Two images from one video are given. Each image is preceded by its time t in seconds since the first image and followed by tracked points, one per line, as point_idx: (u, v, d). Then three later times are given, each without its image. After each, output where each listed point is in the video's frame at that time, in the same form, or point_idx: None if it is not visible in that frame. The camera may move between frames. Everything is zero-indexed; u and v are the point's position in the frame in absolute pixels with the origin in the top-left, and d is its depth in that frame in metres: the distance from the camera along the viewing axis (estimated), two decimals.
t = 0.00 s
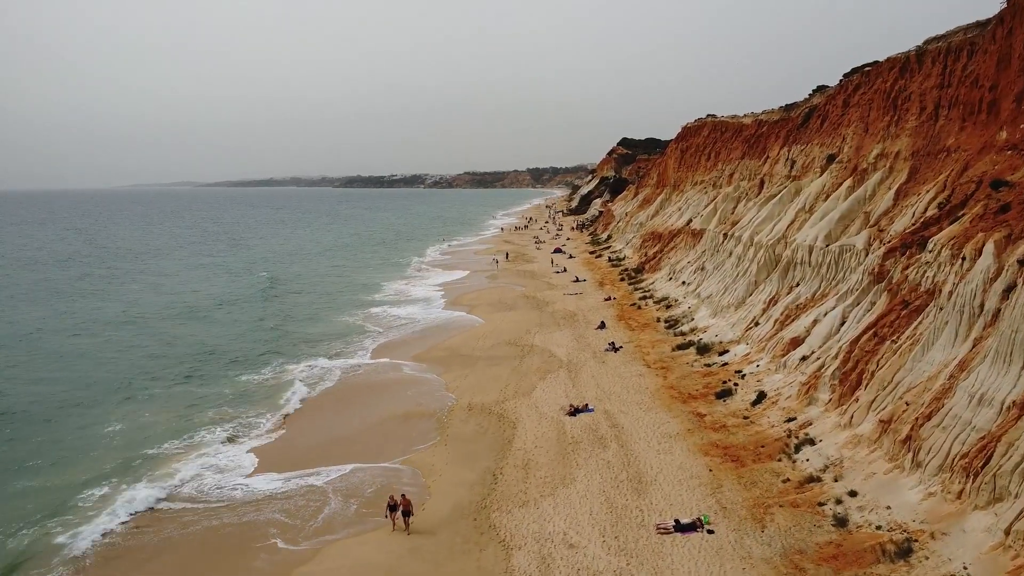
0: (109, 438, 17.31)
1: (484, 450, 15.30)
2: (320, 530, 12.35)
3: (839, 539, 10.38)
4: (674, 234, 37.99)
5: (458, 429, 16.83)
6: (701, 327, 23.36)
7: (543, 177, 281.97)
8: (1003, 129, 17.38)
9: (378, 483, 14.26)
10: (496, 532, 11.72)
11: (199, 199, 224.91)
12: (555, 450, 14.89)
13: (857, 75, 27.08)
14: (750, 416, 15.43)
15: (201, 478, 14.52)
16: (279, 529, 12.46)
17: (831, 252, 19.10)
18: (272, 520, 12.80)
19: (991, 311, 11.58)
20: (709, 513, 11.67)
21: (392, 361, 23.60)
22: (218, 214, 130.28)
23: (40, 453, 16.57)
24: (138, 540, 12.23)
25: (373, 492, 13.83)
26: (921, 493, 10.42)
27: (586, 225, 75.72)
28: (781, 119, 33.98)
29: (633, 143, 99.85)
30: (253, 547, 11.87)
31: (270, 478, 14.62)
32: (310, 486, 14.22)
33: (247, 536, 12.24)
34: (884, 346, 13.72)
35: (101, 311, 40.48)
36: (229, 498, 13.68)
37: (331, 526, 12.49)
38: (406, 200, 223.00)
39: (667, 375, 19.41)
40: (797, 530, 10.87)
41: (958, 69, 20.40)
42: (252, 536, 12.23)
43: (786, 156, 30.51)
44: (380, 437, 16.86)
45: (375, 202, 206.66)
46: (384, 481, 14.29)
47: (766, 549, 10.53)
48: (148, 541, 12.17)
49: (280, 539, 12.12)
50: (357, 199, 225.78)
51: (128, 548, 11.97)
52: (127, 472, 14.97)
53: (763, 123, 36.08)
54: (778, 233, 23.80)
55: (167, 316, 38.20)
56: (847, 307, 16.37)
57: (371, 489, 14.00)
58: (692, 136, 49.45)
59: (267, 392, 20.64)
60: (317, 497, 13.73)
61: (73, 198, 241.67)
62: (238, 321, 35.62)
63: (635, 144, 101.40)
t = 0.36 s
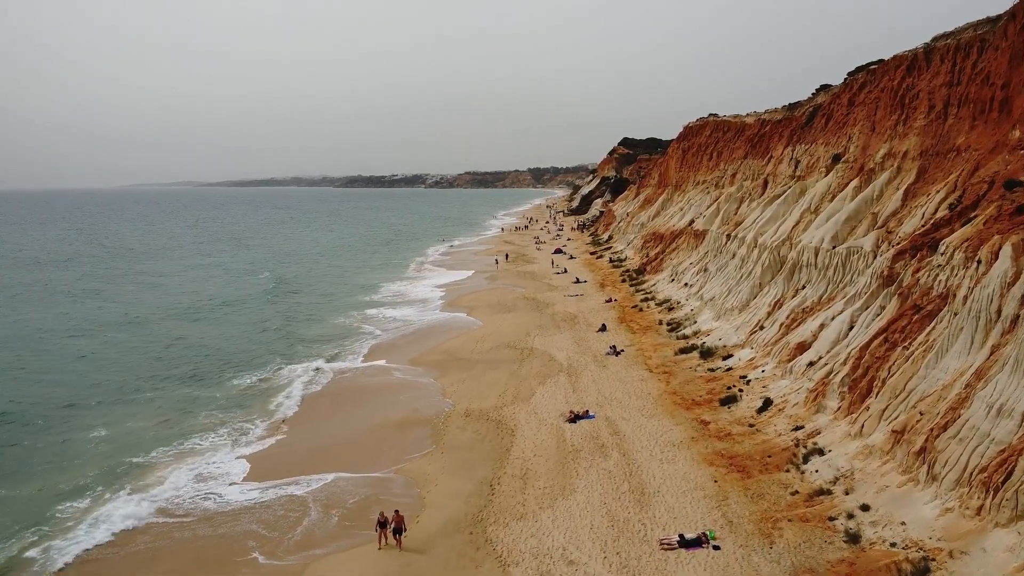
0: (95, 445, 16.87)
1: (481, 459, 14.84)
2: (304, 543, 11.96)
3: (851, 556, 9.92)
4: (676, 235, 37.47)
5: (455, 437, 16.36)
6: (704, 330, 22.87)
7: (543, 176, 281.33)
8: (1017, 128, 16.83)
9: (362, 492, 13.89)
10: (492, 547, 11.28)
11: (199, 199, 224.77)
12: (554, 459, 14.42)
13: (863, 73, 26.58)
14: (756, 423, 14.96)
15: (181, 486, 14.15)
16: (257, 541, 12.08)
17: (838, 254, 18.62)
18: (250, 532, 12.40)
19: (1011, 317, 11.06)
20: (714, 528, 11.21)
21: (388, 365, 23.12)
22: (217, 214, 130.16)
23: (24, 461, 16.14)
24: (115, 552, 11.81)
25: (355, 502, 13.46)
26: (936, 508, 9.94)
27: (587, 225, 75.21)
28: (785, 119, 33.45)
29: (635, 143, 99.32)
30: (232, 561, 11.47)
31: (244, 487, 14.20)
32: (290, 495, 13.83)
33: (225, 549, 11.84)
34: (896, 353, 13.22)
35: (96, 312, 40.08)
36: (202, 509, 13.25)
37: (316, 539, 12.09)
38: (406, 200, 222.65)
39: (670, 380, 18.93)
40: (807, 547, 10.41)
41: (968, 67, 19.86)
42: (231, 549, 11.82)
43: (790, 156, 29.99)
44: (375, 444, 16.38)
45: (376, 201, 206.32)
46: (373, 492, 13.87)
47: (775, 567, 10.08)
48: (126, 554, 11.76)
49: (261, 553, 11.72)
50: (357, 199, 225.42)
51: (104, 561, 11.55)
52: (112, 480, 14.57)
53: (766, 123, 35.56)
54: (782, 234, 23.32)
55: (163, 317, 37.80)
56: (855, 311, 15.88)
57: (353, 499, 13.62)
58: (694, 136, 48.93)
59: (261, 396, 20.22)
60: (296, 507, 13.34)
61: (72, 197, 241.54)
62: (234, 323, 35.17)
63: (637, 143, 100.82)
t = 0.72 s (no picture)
0: (78, 452, 16.38)
1: (478, 469, 14.32)
2: (283, 560, 11.52)
3: None
4: (678, 236, 36.92)
5: (451, 446, 15.83)
6: (708, 334, 22.32)
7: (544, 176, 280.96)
8: None
9: (341, 504, 13.45)
10: (489, 565, 10.79)
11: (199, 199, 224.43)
12: (554, 470, 13.91)
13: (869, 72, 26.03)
14: (762, 432, 14.45)
15: (158, 497, 13.69)
16: (232, 556, 11.64)
17: (846, 256, 18.11)
18: (224, 546, 11.97)
19: None
20: (722, 546, 10.71)
21: (383, 369, 22.61)
22: (218, 214, 129.96)
23: (5, 468, 15.66)
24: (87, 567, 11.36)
25: (334, 514, 13.03)
26: (955, 526, 9.43)
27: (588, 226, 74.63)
28: (788, 118, 32.90)
29: (636, 143, 98.74)
30: None
31: (213, 498, 13.70)
32: (265, 507, 13.36)
33: (199, 565, 11.41)
34: (909, 360, 12.68)
35: (90, 312, 39.61)
36: (168, 522, 12.76)
37: (295, 555, 11.67)
38: (407, 200, 222.12)
39: (673, 386, 18.40)
40: (819, 567, 9.92)
41: (979, 64, 19.31)
42: (205, 564, 11.39)
43: (794, 155, 29.44)
44: (368, 454, 15.85)
45: (376, 201, 206.10)
46: (355, 504, 13.42)
47: None
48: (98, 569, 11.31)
49: (236, 569, 11.30)
50: (357, 199, 224.91)
51: None
52: (94, 490, 14.11)
53: (769, 122, 35.01)
54: (788, 235, 22.79)
55: (158, 317, 37.32)
56: (865, 315, 15.35)
57: (332, 511, 13.18)
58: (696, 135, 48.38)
59: (253, 401, 19.72)
60: (271, 519, 12.89)
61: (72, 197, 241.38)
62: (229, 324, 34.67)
63: (639, 143, 100.24)
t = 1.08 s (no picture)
0: (62, 461, 15.90)
1: (476, 481, 13.83)
2: None
3: None
4: (680, 237, 36.41)
5: (448, 455, 15.34)
6: (712, 338, 21.81)
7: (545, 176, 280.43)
8: None
9: (321, 518, 12.97)
10: None
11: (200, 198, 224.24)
12: (554, 481, 13.41)
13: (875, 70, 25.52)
14: (770, 442, 13.94)
15: (139, 508, 13.26)
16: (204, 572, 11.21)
17: (855, 259, 17.59)
18: (195, 561, 11.56)
19: None
20: (731, 566, 10.25)
21: (380, 373, 22.13)
22: (217, 214, 129.72)
23: None
24: None
25: (311, 528, 12.55)
26: (977, 547, 8.91)
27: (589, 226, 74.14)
28: (793, 117, 32.38)
29: (638, 143, 98.20)
30: None
31: (183, 510, 13.23)
32: (237, 519, 12.90)
33: None
34: (925, 369, 12.16)
35: (84, 312, 39.16)
36: (147, 535, 12.33)
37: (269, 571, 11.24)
38: (407, 200, 221.73)
39: (676, 393, 17.92)
40: None
41: (991, 62, 18.78)
42: None
43: (799, 155, 28.92)
44: (362, 464, 15.35)
45: (376, 201, 205.76)
46: (340, 518, 12.94)
47: None
48: None
49: None
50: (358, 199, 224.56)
51: None
52: (77, 500, 13.70)
53: (773, 121, 34.49)
54: (794, 237, 22.27)
55: (153, 318, 36.90)
56: (876, 320, 14.85)
57: (310, 525, 12.71)
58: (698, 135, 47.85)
59: (247, 406, 19.25)
60: (245, 532, 12.46)
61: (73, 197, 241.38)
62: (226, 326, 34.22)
63: (640, 143, 99.75)
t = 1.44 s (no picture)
0: (48, 466, 15.55)
1: (472, 490, 13.44)
2: None
3: None
4: (682, 237, 36.01)
5: (443, 463, 14.95)
6: (716, 341, 21.40)
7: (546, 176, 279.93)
8: None
9: (297, 528, 12.60)
10: None
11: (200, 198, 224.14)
12: (553, 491, 13.02)
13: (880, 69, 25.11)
14: (777, 451, 13.53)
15: (122, 517, 12.94)
16: None
17: (862, 261, 17.17)
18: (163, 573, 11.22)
19: None
20: None
21: (376, 376, 21.76)
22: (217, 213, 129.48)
23: None
24: None
25: (287, 539, 12.19)
26: (993, 564, 8.45)
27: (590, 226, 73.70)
28: (796, 116, 31.96)
29: (639, 143, 97.73)
30: None
31: (162, 519, 12.89)
32: (209, 529, 12.55)
33: None
34: (937, 376, 11.74)
35: (80, 312, 38.86)
36: (128, 546, 12.00)
37: None
38: (408, 200, 221.41)
39: (679, 398, 17.52)
40: None
41: (1000, 60, 18.37)
42: None
43: (803, 155, 28.49)
44: (356, 471, 14.97)
45: (376, 201, 205.38)
46: (330, 528, 12.58)
47: None
48: None
49: None
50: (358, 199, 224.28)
51: None
52: (62, 508, 13.36)
53: (776, 121, 34.06)
54: (798, 238, 21.86)
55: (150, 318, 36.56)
56: (884, 325, 14.43)
57: (285, 536, 12.34)
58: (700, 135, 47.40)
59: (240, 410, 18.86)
60: (216, 542, 12.13)
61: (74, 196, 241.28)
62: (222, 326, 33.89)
63: (641, 143, 99.28)
